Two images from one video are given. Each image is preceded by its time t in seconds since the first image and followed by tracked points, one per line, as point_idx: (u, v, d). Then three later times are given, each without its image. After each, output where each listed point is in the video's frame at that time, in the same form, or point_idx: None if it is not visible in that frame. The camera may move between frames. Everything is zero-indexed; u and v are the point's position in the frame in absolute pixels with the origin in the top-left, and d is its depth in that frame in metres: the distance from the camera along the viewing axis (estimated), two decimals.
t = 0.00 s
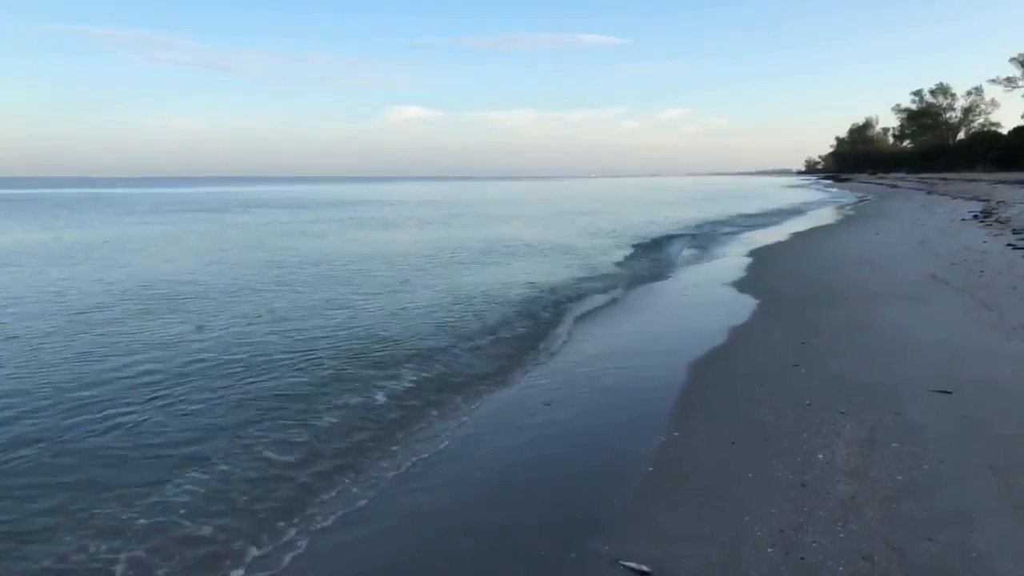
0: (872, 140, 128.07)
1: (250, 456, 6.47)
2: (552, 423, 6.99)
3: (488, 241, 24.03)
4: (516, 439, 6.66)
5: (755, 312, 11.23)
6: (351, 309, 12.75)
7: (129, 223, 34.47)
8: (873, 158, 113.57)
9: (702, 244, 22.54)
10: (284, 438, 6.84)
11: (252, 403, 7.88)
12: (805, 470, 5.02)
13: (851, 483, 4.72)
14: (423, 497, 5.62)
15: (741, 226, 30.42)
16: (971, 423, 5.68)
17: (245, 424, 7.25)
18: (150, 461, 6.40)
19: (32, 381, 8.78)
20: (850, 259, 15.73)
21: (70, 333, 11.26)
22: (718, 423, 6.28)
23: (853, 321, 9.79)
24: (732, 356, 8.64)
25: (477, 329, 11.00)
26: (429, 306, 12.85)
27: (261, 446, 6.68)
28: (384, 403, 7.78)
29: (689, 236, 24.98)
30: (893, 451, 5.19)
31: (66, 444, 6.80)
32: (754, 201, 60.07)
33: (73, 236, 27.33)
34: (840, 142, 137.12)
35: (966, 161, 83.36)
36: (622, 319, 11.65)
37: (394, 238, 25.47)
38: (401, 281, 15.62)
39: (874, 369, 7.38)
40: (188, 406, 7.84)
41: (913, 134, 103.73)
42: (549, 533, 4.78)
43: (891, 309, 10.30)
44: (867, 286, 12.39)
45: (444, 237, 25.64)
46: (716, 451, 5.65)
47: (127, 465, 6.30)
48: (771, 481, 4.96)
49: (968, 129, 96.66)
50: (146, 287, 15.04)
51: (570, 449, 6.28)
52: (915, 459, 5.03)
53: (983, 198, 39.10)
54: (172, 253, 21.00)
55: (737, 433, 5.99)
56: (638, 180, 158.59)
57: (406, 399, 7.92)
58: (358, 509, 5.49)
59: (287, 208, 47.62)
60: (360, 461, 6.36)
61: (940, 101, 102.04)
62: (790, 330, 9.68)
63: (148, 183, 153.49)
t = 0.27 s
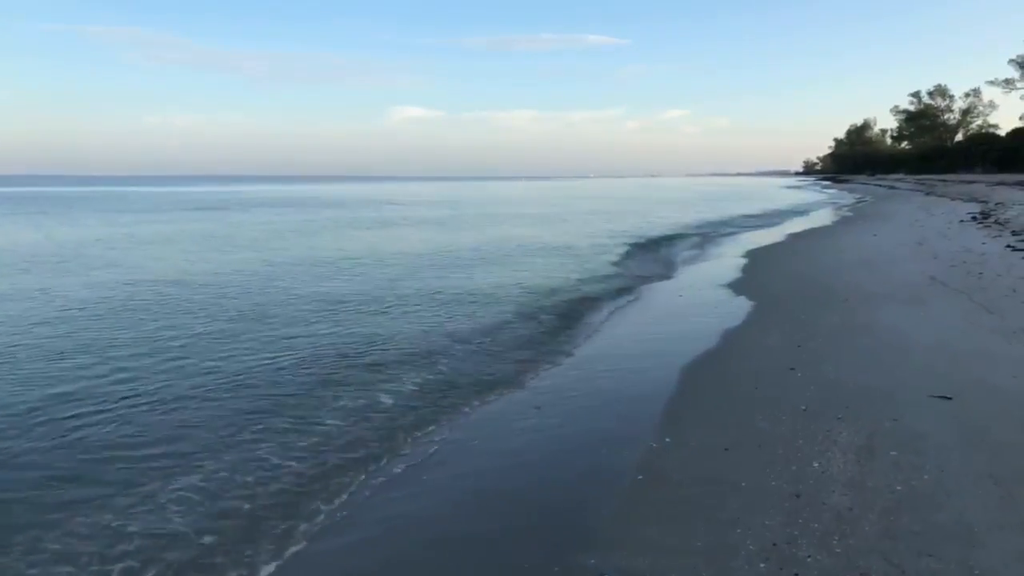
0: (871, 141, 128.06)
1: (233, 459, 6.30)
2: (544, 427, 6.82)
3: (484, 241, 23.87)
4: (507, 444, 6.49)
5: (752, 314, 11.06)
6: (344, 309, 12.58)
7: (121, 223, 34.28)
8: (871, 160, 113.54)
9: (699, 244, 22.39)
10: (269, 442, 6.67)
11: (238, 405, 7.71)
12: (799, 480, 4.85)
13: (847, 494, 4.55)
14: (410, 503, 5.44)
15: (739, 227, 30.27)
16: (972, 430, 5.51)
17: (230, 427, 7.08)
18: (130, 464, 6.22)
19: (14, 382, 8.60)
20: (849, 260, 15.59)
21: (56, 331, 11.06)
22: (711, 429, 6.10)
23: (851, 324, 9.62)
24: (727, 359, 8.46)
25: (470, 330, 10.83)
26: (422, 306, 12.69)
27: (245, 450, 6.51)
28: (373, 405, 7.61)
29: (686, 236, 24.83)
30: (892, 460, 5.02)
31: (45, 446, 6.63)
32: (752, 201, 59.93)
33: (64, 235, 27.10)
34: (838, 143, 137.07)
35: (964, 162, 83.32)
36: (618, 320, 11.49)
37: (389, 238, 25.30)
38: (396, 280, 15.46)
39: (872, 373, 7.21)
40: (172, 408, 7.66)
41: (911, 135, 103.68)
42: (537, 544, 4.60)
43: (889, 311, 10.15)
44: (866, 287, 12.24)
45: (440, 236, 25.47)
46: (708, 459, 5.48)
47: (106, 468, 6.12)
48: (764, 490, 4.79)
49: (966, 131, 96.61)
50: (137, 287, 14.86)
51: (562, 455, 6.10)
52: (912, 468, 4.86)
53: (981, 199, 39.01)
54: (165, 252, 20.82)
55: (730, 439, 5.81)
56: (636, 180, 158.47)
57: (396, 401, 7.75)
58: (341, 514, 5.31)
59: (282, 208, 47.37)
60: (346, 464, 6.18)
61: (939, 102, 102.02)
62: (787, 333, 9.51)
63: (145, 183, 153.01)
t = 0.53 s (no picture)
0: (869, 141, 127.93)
1: (219, 467, 6.10)
2: (540, 435, 6.62)
3: (479, 241, 23.63)
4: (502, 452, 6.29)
5: (752, 316, 10.86)
6: (337, 309, 12.38)
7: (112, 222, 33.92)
8: (869, 160, 113.45)
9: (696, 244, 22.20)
10: (257, 449, 6.48)
11: (226, 409, 7.51)
12: (804, 494, 4.64)
13: (854, 510, 4.33)
14: (401, 514, 5.24)
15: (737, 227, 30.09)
16: (983, 441, 5.28)
17: (217, 432, 6.88)
18: (112, 471, 6.03)
19: None
20: (849, 261, 15.40)
21: (42, 331, 10.83)
22: (710, 439, 5.89)
23: (853, 327, 9.41)
24: (727, 364, 8.25)
25: (465, 332, 10.64)
26: (417, 307, 12.49)
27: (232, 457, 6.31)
28: (365, 411, 7.41)
29: (684, 237, 24.65)
30: (900, 474, 4.79)
31: (26, 452, 6.43)
32: (750, 201, 59.76)
33: (54, 234, 26.79)
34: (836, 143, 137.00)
35: (962, 162, 83.19)
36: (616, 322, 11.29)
37: (384, 237, 25.07)
38: (391, 280, 15.27)
39: (877, 379, 7.00)
40: (158, 411, 7.46)
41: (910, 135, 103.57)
42: (530, 560, 4.40)
43: (892, 313, 9.95)
44: (867, 289, 12.04)
45: (435, 236, 25.25)
46: (708, 472, 5.26)
47: (88, 475, 5.92)
48: (766, 506, 4.57)
49: (965, 131, 96.51)
50: (128, 286, 14.65)
51: (557, 465, 5.90)
52: (923, 483, 4.64)
53: (980, 200, 38.87)
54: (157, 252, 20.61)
55: (730, 449, 5.60)
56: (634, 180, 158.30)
57: (389, 406, 7.55)
58: (329, 525, 5.11)
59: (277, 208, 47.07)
60: (336, 471, 5.99)
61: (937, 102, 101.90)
62: (787, 336, 9.30)
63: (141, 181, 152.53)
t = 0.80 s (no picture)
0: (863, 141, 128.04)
1: (201, 482, 5.92)
2: (531, 443, 6.44)
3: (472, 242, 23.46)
4: (492, 462, 6.10)
5: (747, 318, 10.68)
6: (328, 311, 12.20)
7: (104, 223, 33.69)
8: (864, 159, 113.53)
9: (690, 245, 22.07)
10: (242, 462, 6.30)
11: (210, 421, 7.33)
12: (801, 508, 4.45)
13: (854, 526, 4.14)
14: (386, 527, 5.06)
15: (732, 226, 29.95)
16: (986, 451, 5.09)
17: (201, 445, 6.70)
18: (92, 487, 5.85)
19: None
20: (844, 261, 15.26)
21: (25, 337, 10.65)
22: (703, 449, 5.70)
23: (849, 330, 9.23)
24: (722, 369, 8.06)
25: (457, 335, 10.47)
26: (409, 309, 12.32)
27: (214, 470, 6.13)
28: (353, 419, 7.23)
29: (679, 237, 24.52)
30: (901, 487, 4.60)
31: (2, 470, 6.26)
32: (744, 200, 59.71)
33: (44, 235, 26.56)
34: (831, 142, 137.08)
35: (957, 162, 83.27)
36: (610, 322, 11.13)
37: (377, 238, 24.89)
38: (383, 281, 15.11)
39: (875, 385, 6.81)
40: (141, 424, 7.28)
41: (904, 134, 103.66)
42: None
43: (889, 316, 9.78)
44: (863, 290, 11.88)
45: (428, 237, 25.08)
46: (701, 484, 5.07)
47: (64, 493, 5.76)
48: (762, 521, 4.38)
49: (958, 130, 96.63)
50: (116, 288, 14.47)
51: (548, 476, 5.72)
52: (924, 497, 4.45)
53: (976, 199, 38.80)
54: (148, 254, 20.44)
55: (724, 459, 5.41)
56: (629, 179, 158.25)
57: (378, 414, 7.37)
58: (309, 538, 4.95)
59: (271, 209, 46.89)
60: (322, 482, 5.81)
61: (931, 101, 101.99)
62: (783, 339, 9.12)
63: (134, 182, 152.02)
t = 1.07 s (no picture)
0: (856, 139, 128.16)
1: (172, 497, 5.72)
2: (514, 451, 6.24)
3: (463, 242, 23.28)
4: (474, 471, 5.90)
5: (738, 319, 10.49)
6: (314, 314, 11.99)
7: (93, 224, 33.41)
8: (857, 158, 113.63)
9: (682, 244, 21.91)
10: (215, 476, 6.10)
11: (186, 431, 7.12)
12: (788, 522, 4.24)
13: (844, 543, 3.93)
14: (361, 543, 4.85)
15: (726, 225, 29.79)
16: (982, 460, 4.89)
17: (175, 457, 6.50)
18: (59, 502, 5.65)
19: None
20: (837, 261, 15.10)
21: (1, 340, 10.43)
22: (689, 458, 5.49)
23: (841, 331, 9.03)
24: (710, 372, 7.85)
25: (444, 338, 10.27)
26: (396, 311, 12.12)
27: (187, 486, 5.92)
28: (333, 429, 7.02)
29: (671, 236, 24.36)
30: (893, 499, 4.40)
31: None
32: (738, 200, 59.62)
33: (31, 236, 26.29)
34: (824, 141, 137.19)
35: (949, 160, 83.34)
36: (600, 323, 10.94)
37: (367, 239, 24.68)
38: (371, 282, 14.91)
39: (867, 390, 6.60)
40: (115, 434, 7.07)
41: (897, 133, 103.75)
42: None
43: (881, 316, 9.59)
44: (856, 291, 11.70)
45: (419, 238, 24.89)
46: (685, 496, 4.86)
47: (29, 508, 5.57)
48: (748, 537, 4.17)
49: (951, 129, 96.75)
50: (100, 290, 14.25)
51: (528, 486, 5.51)
52: (918, 510, 4.24)
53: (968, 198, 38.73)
54: (134, 255, 20.20)
55: (710, 469, 5.20)
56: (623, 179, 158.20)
57: (360, 422, 7.17)
58: (279, 556, 4.76)
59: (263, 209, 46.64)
60: (297, 496, 5.60)
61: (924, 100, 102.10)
62: (773, 342, 8.92)
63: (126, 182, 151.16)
